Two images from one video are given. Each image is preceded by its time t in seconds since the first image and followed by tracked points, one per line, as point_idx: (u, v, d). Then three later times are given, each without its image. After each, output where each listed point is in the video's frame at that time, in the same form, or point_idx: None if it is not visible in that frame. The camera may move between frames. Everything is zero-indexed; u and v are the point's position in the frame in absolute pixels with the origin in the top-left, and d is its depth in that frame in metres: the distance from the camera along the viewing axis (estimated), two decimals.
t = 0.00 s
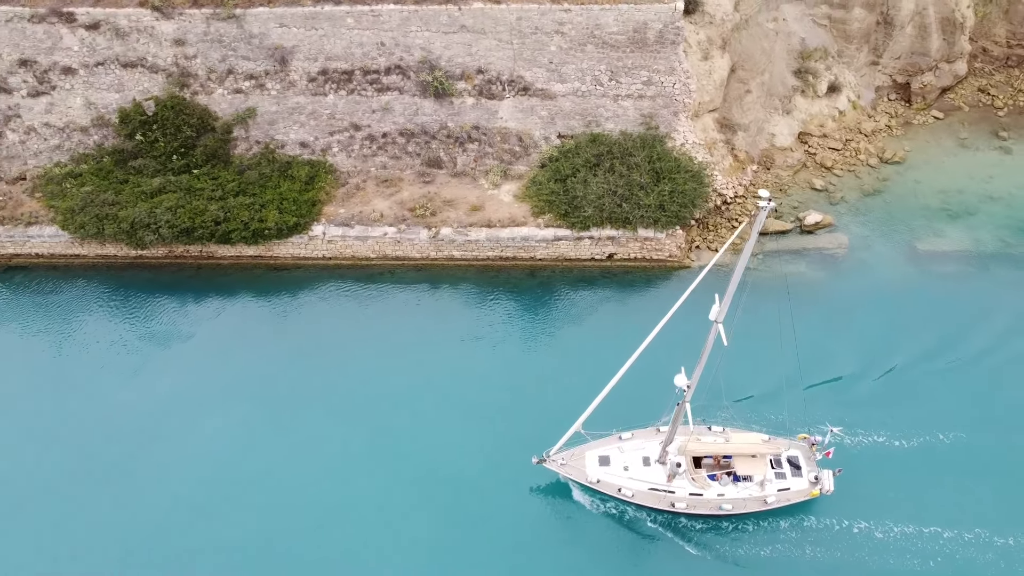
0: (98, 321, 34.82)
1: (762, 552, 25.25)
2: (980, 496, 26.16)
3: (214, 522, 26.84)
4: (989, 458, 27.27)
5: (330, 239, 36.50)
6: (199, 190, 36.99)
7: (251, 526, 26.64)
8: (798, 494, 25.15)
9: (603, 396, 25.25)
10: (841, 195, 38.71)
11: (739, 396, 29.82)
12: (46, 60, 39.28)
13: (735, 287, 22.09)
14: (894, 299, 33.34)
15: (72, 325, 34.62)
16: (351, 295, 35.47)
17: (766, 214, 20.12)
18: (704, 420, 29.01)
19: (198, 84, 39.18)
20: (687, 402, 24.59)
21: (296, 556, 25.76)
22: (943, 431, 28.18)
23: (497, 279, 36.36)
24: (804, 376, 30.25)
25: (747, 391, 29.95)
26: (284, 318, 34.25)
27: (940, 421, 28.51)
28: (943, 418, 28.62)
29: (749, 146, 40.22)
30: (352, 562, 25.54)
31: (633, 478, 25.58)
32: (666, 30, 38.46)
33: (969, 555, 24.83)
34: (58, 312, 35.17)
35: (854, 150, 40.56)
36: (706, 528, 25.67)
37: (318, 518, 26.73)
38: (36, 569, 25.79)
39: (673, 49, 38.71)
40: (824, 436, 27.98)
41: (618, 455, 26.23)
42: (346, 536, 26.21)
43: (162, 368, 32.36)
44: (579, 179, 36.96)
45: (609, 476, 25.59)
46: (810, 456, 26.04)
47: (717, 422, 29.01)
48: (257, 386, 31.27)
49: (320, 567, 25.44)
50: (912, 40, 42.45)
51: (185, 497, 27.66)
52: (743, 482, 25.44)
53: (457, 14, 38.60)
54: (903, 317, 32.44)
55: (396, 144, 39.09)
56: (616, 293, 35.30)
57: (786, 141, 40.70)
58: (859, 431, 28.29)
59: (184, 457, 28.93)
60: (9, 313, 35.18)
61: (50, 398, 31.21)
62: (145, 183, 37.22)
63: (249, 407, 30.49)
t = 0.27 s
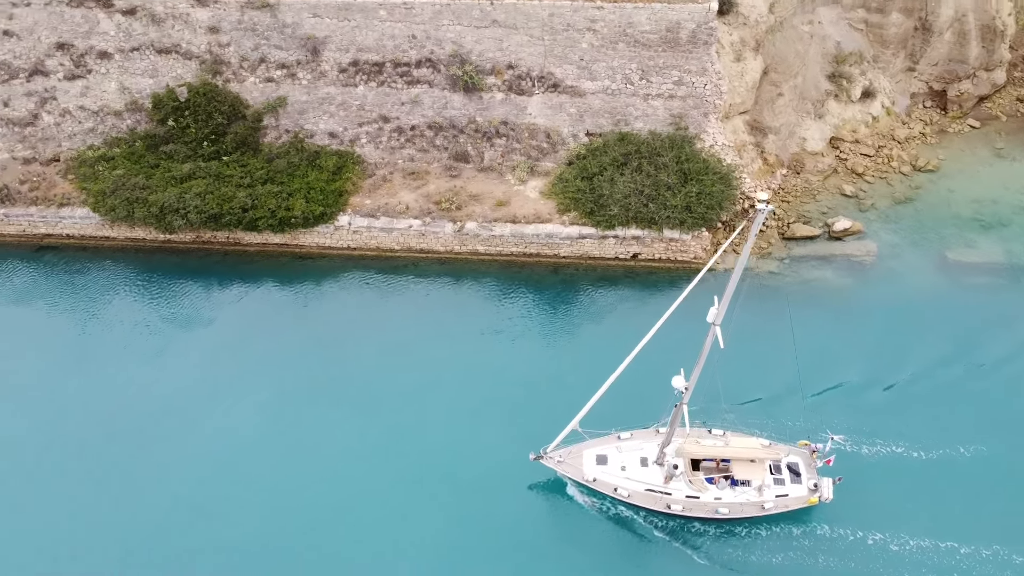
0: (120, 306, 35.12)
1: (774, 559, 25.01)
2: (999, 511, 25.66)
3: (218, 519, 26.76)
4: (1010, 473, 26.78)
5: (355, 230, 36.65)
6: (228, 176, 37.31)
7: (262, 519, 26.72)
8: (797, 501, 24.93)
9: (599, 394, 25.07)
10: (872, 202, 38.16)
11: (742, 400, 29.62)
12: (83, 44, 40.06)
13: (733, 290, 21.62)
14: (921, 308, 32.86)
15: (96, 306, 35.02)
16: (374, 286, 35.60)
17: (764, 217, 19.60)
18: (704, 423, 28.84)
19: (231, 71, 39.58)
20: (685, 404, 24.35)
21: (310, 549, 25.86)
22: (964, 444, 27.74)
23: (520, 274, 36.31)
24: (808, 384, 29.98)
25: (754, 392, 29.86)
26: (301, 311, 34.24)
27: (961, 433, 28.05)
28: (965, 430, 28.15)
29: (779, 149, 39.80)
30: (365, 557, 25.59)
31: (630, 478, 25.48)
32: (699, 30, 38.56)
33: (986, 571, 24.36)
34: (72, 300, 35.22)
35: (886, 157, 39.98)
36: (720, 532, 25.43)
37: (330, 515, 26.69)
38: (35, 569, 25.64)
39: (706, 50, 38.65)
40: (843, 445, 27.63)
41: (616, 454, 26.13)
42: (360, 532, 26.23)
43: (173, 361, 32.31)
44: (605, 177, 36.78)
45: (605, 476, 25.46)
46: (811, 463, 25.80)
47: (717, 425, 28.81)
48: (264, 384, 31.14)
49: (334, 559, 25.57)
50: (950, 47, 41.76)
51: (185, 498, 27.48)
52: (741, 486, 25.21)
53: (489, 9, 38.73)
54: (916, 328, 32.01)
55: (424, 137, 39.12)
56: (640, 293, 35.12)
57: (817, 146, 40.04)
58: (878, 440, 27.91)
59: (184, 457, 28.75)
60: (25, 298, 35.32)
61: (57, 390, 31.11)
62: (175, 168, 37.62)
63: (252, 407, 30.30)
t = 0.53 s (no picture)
0: (136, 293, 35.22)
1: (786, 564, 24.78)
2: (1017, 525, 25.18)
3: (221, 516, 26.75)
4: None
5: (381, 220, 36.74)
6: (257, 162, 37.57)
7: (272, 509, 26.82)
8: (795, 504, 24.75)
9: (596, 390, 25.11)
10: (903, 208, 37.56)
11: (745, 403, 29.48)
12: (119, 27, 40.89)
13: (730, 289, 21.56)
14: (948, 317, 32.35)
15: (121, 287, 35.43)
16: (397, 276, 35.70)
17: (761, 216, 19.69)
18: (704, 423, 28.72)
19: (263, 57, 40.03)
20: (682, 403, 24.29)
21: (322, 540, 25.97)
22: (984, 456, 27.30)
23: (543, 269, 36.25)
24: (809, 389, 29.76)
25: (760, 394, 29.76)
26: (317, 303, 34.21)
27: (982, 444, 27.59)
28: (986, 442, 27.67)
29: (810, 151, 39.25)
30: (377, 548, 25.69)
31: (627, 475, 25.51)
32: (733, 28, 38.40)
33: None
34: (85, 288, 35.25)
35: (919, 162, 39.32)
36: (732, 534, 25.29)
37: (341, 510, 26.73)
38: (36, 568, 25.54)
39: (738, 49, 38.51)
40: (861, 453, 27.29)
41: (613, 451, 26.21)
42: (373, 524, 26.30)
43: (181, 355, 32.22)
44: (632, 174, 36.58)
45: (601, 471, 25.53)
46: (810, 467, 25.54)
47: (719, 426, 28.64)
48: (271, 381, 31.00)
49: (346, 549, 25.70)
50: (989, 52, 40.99)
51: (184, 498, 27.36)
52: (738, 488, 25.10)
53: (521, 2, 38.90)
54: (927, 335, 31.66)
55: (452, 128, 39.08)
56: (664, 292, 34.89)
57: (849, 149, 39.46)
58: (897, 449, 27.48)
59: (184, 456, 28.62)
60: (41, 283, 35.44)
61: (64, 383, 31.13)
62: (205, 152, 37.97)
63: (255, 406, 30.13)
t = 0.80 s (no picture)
0: (155, 277, 35.44)
1: (798, 568, 24.50)
2: None
3: (231, 504, 26.81)
4: None
5: (406, 209, 36.83)
6: (285, 148, 37.82)
7: (287, 495, 26.97)
8: (792, 507, 24.56)
9: (593, 384, 25.10)
10: (934, 215, 36.92)
11: (746, 404, 29.24)
12: (155, 10, 41.24)
13: (726, 286, 22.02)
14: (975, 326, 31.78)
15: (146, 269, 35.82)
16: (419, 265, 35.77)
17: (757, 213, 20.59)
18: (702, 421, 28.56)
19: (295, 44, 40.25)
20: (679, 400, 24.31)
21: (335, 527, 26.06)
22: (1004, 468, 26.83)
23: (566, 265, 36.04)
24: (813, 392, 29.53)
25: (762, 394, 29.57)
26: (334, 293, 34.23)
27: (1003, 457, 27.12)
28: (1008, 454, 27.19)
29: (842, 154, 38.69)
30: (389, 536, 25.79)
31: (623, 470, 25.38)
32: (768, 27, 37.69)
33: None
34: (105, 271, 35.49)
35: (953, 169, 38.62)
36: (743, 536, 25.05)
37: (355, 498, 26.80)
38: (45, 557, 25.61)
39: (772, 47, 37.92)
40: (879, 461, 26.98)
41: (611, 446, 26.09)
42: (387, 512, 26.38)
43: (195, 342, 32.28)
44: (659, 172, 36.35)
45: (598, 465, 25.45)
46: (809, 470, 25.33)
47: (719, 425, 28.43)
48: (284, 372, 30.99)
49: (358, 535, 25.81)
50: None
51: (191, 487, 27.40)
52: (735, 488, 25.01)
53: None
54: (943, 342, 31.22)
55: (480, 120, 39.03)
56: (688, 291, 34.57)
57: (881, 153, 38.91)
58: (915, 457, 27.09)
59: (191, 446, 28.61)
60: (63, 264, 35.78)
61: (79, 367, 31.30)
62: (234, 137, 38.27)
63: (265, 398, 30.09)
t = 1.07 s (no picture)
0: (177, 260, 35.75)
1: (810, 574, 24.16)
2: None
3: (246, 488, 27.01)
4: None
5: (431, 199, 36.81)
6: (313, 134, 38.00)
7: (303, 479, 27.16)
8: (788, 508, 24.35)
9: (591, 377, 25.02)
10: (966, 222, 36.31)
11: (747, 405, 29.08)
12: None
13: (724, 283, 21.10)
14: (1002, 337, 31.21)
15: (170, 251, 36.18)
16: (442, 256, 35.76)
17: (754, 209, 19.74)
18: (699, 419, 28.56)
19: (326, 32, 40.56)
20: (675, 396, 23.96)
21: (349, 513, 26.19)
22: None
23: (590, 260, 35.96)
24: (815, 394, 29.32)
25: (762, 395, 29.40)
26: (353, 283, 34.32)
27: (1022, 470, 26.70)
28: None
29: (873, 158, 38.16)
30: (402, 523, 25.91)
31: (619, 464, 25.38)
32: (802, 26, 37.18)
33: None
34: (128, 254, 35.88)
35: (987, 176, 37.92)
36: (755, 539, 24.95)
37: (369, 485, 26.93)
38: (58, 532, 25.92)
39: (805, 47, 37.46)
40: (895, 468, 26.68)
41: (608, 440, 26.15)
42: (401, 499, 26.50)
43: (213, 327, 32.51)
44: (687, 170, 35.97)
45: (595, 459, 25.45)
46: (807, 472, 25.14)
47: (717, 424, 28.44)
48: (299, 360, 31.08)
49: (371, 521, 25.96)
50: None
51: (205, 471, 27.58)
52: (731, 486, 24.76)
53: None
54: (963, 350, 30.78)
55: (508, 112, 38.96)
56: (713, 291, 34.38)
57: (913, 158, 38.35)
58: (932, 465, 26.76)
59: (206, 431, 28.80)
60: (89, 245, 36.24)
61: (98, 348, 31.65)
62: (264, 122, 38.51)
63: (279, 385, 30.19)
